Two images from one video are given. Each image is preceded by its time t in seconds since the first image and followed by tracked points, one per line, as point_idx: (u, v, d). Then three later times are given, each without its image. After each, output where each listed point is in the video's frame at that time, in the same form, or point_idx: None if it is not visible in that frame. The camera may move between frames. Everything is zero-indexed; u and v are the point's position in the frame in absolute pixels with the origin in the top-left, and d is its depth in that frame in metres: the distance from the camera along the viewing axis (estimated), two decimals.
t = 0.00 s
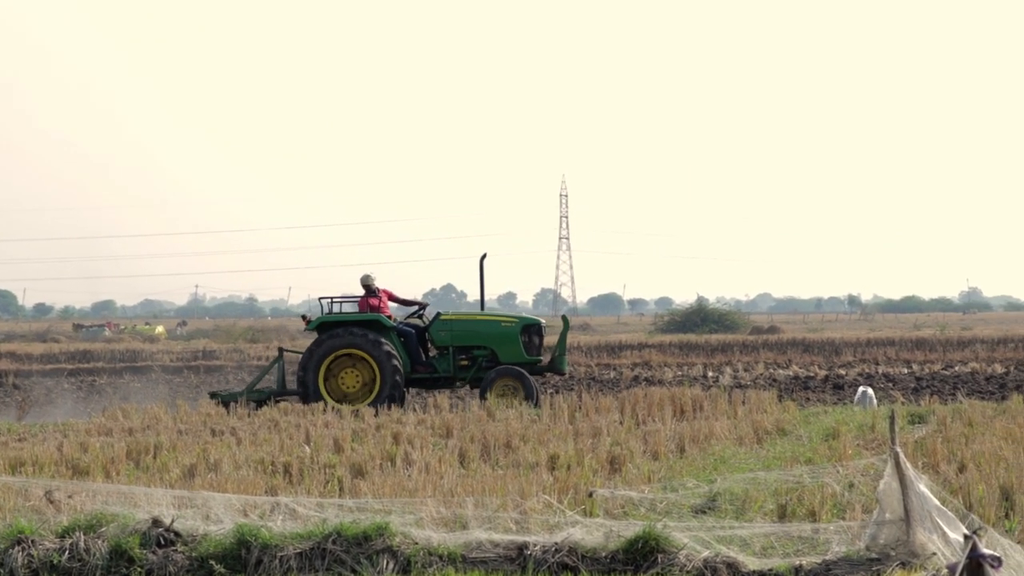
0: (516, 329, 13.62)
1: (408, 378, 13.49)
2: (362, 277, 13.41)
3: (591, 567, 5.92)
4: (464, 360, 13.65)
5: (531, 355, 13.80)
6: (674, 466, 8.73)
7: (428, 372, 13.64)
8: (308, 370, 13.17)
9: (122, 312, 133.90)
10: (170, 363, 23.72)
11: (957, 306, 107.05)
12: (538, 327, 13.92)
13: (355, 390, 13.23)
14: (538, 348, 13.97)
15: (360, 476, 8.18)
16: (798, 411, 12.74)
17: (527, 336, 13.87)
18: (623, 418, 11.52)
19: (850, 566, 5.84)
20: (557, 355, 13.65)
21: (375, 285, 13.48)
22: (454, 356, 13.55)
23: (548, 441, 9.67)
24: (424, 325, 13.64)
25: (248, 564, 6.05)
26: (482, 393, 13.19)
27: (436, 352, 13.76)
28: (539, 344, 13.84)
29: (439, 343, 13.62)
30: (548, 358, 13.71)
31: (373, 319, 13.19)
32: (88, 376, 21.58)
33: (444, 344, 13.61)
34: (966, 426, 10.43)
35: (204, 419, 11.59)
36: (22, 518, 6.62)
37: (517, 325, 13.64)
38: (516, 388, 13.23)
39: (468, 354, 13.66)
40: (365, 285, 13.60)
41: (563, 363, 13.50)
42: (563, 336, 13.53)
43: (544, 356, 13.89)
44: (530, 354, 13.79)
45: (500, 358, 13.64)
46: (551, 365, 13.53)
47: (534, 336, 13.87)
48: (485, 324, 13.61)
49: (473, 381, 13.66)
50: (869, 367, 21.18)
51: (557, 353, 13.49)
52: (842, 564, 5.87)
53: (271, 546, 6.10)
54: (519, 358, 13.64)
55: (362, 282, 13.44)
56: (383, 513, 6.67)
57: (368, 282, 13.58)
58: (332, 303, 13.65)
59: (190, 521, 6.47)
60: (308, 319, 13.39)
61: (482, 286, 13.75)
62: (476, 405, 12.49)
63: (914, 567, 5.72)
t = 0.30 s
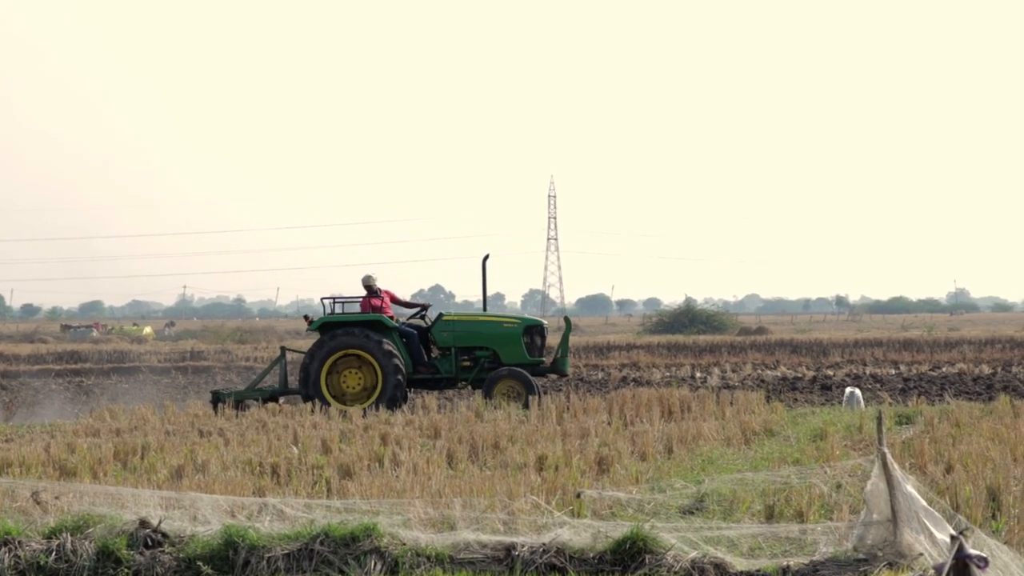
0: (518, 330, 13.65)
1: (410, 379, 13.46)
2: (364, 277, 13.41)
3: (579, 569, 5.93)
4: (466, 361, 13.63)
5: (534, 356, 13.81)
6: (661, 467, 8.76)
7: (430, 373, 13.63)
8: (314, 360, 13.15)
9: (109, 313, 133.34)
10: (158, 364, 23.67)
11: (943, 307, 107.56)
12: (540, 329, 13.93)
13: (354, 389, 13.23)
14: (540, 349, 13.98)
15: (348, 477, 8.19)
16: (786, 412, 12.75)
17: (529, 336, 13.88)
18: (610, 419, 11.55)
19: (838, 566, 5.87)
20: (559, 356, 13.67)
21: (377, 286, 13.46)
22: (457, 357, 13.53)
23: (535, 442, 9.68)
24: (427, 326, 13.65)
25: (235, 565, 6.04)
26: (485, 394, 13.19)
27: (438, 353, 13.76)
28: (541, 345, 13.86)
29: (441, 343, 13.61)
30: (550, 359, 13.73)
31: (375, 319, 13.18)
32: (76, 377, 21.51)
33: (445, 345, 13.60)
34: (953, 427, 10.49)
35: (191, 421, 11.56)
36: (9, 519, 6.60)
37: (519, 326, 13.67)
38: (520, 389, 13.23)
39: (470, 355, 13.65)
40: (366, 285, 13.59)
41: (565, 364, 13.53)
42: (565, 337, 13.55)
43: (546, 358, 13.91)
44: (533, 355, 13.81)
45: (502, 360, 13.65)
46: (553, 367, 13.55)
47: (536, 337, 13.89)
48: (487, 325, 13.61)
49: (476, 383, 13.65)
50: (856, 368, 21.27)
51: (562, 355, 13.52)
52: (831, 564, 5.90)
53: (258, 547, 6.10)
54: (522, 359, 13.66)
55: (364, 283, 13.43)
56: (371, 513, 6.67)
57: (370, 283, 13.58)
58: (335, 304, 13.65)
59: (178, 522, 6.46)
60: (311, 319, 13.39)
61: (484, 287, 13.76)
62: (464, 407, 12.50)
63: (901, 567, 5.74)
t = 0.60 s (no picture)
0: (520, 331, 13.67)
1: (411, 378, 13.49)
2: (367, 277, 13.42)
3: (566, 569, 5.94)
4: (468, 361, 13.65)
5: (536, 356, 13.83)
6: (649, 468, 8.78)
7: (431, 372, 13.65)
8: (322, 351, 13.13)
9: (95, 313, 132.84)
10: (146, 364, 23.61)
11: (929, 308, 108.07)
12: (542, 329, 13.95)
13: (350, 386, 13.24)
14: (543, 349, 14.00)
15: (335, 478, 8.19)
16: (772, 412, 12.73)
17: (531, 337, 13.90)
18: (598, 420, 11.58)
19: (825, 567, 5.89)
20: (561, 356, 13.68)
21: (380, 285, 13.47)
22: (459, 357, 13.55)
23: (523, 442, 9.70)
24: (430, 326, 13.65)
25: (222, 565, 6.03)
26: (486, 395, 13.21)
27: (439, 353, 13.77)
28: (543, 346, 13.88)
29: (444, 344, 13.62)
30: (552, 360, 13.75)
31: (378, 319, 13.17)
32: (63, 377, 21.43)
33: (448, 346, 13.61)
34: (939, 427, 10.55)
35: (179, 421, 11.53)
36: None
37: (522, 326, 13.68)
38: (522, 390, 13.25)
39: (472, 355, 13.66)
40: (369, 284, 13.58)
41: (566, 365, 13.54)
42: (567, 338, 13.56)
43: (548, 358, 13.94)
44: (535, 355, 13.83)
45: (504, 360, 13.67)
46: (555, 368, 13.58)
47: (538, 338, 13.90)
48: (489, 325, 13.62)
49: (477, 383, 13.66)
50: (844, 369, 21.36)
51: (564, 355, 13.56)
52: (817, 565, 5.92)
53: (245, 547, 6.09)
54: (524, 359, 13.67)
55: (367, 283, 13.44)
56: (358, 514, 6.67)
57: (373, 282, 13.58)
58: (337, 303, 13.66)
59: (165, 523, 6.45)
60: (313, 319, 13.40)
61: (486, 288, 13.78)
62: (452, 406, 12.53)
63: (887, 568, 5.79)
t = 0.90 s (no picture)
0: (522, 331, 13.67)
1: (413, 378, 13.48)
2: (370, 277, 13.43)
3: (551, 569, 5.95)
4: (469, 361, 13.65)
5: (538, 357, 13.83)
6: (634, 468, 8.82)
7: (432, 373, 13.64)
8: (333, 342, 13.19)
9: (78, 313, 132.23)
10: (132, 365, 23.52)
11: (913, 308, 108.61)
12: (544, 330, 13.96)
13: (350, 381, 13.31)
14: (544, 349, 14.00)
15: (320, 479, 8.18)
16: (757, 413, 12.80)
17: (533, 337, 13.91)
18: (583, 420, 11.61)
19: (808, 568, 5.92)
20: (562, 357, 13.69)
21: (382, 285, 13.47)
22: (459, 358, 13.55)
23: (509, 443, 9.73)
24: (431, 326, 13.66)
25: (206, 566, 6.04)
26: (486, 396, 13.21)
27: (440, 353, 13.76)
28: (544, 346, 13.88)
29: (445, 344, 13.62)
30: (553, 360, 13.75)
31: (378, 319, 13.19)
32: (48, 378, 21.32)
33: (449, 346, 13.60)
34: (923, 428, 10.63)
35: (163, 421, 11.51)
36: None
37: (524, 326, 13.68)
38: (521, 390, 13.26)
39: (473, 356, 13.66)
40: (371, 284, 13.59)
41: (567, 365, 13.56)
42: (568, 338, 13.57)
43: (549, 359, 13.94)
44: (536, 356, 13.83)
45: (505, 361, 13.67)
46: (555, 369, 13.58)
47: (540, 338, 13.91)
48: (490, 325, 13.62)
49: (478, 383, 13.66)
50: (830, 369, 21.47)
51: (565, 356, 13.56)
52: (801, 566, 5.95)
53: (230, 548, 6.09)
54: (524, 360, 13.67)
55: (369, 283, 13.46)
56: (343, 515, 6.67)
57: (376, 281, 13.57)
58: (337, 303, 13.67)
59: (149, 524, 6.43)
60: (313, 318, 13.42)
61: (488, 288, 13.80)
62: (437, 407, 12.54)
63: (872, 568, 5.82)
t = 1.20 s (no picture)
0: (522, 331, 13.74)
1: (413, 378, 13.48)
2: (371, 276, 13.43)
3: (537, 569, 5.97)
4: (469, 361, 13.66)
5: (538, 357, 13.90)
6: (620, 468, 8.85)
7: (432, 373, 13.65)
8: (344, 336, 13.17)
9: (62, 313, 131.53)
10: (117, 365, 23.40)
11: (898, 309, 109.11)
12: (544, 330, 14.03)
13: (349, 377, 13.28)
14: (545, 349, 14.05)
15: (306, 480, 8.17)
16: (743, 413, 12.88)
17: (533, 338, 13.97)
18: (569, 421, 11.64)
19: (794, 568, 5.94)
20: (563, 357, 13.76)
21: (383, 285, 13.48)
22: (459, 358, 13.57)
23: (495, 443, 9.75)
24: (431, 326, 13.67)
25: (192, 567, 6.03)
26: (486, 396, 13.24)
27: (440, 353, 13.77)
28: (544, 346, 13.93)
29: (445, 344, 13.64)
30: (553, 360, 13.81)
31: (377, 318, 13.20)
32: (33, 378, 21.20)
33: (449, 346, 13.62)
34: (908, 429, 10.71)
35: (149, 422, 11.48)
36: None
37: (523, 326, 13.74)
38: (518, 390, 13.29)
39: (473, 356, 13.68)
40: (372, 283, 13.61)
41: (567, 365, 13.62)
42: (568, 338, 13.63)
43: (549, 359, 13.99)
44: (536, 356, 13.89)
45: (505, 361, 13.71)
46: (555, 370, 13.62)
47: (540, 338, 13.97)
48: (491, 326, 13.66)
49: (478, 384, 13.68)
50: (816, 370, 21.58)
51: (564, 356, 13.62)
52: (786, 566, 5.98)
53: (215, 549, 6.09)
54: (523, 360, 13.72)
55: (370, 282, 13.46)
56: (329, 516, 6.67)
57: (378, 281, 13.55)
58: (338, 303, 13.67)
59: (134, 524, 6.42)
60: (313, 317, 13.44)
61: (488, 288, 13.86)
62: (423, 407, 12.55)
63: (856, 569, 5.84)
